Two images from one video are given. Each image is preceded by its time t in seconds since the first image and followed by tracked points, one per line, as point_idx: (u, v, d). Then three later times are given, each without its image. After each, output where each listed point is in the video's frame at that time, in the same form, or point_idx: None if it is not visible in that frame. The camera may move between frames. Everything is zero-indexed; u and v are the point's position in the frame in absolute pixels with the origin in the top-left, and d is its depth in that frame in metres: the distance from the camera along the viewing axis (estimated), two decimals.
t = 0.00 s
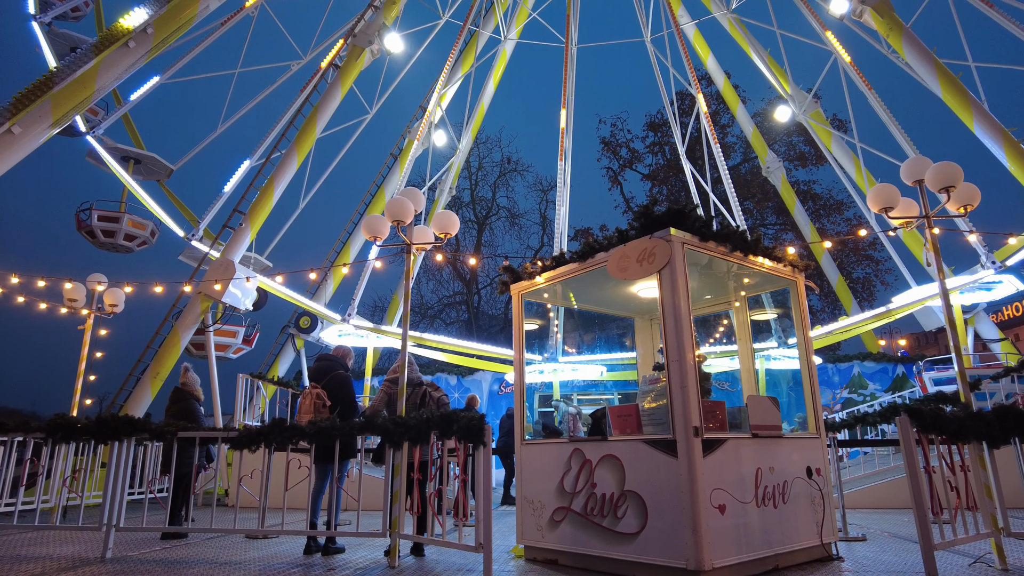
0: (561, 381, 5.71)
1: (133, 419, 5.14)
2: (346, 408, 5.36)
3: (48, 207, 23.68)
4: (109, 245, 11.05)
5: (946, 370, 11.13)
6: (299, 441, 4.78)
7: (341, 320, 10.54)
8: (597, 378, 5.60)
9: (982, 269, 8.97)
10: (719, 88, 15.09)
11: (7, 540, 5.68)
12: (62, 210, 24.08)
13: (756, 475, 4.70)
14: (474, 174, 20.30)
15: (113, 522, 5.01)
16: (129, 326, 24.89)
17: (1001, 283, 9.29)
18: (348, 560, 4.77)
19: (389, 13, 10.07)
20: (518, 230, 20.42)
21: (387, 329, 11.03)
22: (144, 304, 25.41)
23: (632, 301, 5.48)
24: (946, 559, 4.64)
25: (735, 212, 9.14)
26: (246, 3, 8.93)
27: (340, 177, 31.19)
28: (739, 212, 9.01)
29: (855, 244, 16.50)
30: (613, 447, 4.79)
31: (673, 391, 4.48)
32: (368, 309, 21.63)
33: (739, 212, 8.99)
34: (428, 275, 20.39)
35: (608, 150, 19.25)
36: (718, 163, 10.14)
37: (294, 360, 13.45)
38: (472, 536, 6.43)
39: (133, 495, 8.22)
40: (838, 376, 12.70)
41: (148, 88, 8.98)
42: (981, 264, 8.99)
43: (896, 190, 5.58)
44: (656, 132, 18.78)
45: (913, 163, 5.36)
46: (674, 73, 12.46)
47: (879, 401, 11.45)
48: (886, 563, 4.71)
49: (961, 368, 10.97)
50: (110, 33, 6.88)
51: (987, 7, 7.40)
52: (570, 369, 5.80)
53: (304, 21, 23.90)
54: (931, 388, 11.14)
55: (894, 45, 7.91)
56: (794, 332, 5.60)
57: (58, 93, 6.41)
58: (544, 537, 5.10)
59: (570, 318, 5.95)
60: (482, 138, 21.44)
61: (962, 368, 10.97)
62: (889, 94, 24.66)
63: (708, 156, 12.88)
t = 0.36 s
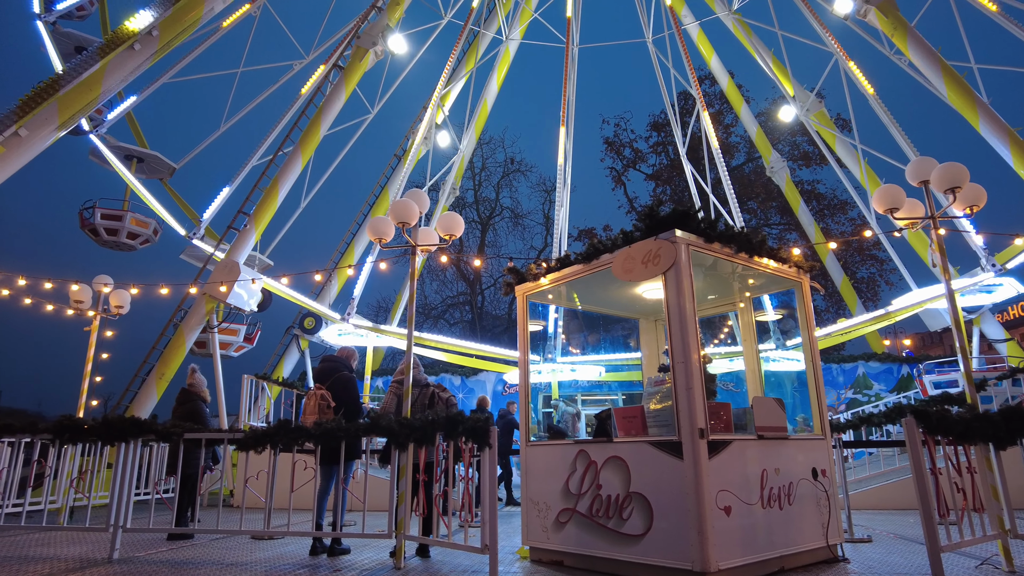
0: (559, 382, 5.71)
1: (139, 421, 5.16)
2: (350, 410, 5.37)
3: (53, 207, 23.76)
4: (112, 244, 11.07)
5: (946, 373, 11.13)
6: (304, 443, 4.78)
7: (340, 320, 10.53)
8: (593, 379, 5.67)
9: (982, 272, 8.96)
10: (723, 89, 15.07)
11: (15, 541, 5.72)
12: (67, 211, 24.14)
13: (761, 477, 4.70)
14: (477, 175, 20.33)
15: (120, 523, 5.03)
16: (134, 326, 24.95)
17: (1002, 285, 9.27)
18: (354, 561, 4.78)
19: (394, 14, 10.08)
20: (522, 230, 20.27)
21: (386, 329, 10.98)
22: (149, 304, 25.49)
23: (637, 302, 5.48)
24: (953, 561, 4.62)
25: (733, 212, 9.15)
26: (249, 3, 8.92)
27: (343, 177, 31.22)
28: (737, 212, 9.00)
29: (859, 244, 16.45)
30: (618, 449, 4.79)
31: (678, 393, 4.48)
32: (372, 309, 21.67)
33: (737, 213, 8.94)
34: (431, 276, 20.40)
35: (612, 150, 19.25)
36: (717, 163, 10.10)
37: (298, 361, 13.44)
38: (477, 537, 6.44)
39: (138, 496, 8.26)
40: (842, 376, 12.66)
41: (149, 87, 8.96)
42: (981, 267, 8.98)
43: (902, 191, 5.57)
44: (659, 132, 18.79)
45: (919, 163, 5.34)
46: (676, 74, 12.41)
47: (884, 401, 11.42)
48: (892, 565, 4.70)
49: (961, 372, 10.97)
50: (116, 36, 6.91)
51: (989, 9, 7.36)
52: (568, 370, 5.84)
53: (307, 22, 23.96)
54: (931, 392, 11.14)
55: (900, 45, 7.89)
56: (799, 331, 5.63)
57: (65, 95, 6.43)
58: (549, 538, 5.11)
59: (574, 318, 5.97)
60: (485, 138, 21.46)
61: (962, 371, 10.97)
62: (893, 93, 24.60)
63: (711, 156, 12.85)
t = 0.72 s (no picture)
0: (562, 384, 5.73)
1: (150, 425, 5.18)
2: (359, 413, 5.37)
3: (62, 211, 23.92)
4: (121, 245, 11.12)
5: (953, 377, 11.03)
6: (314, 446, 4.77)
7: (342, 321, 10.46)
8: (595, 381, 5.66)
9: (990, 275, 8.91)
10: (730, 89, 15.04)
11: (26, 544, 5.75)
12: (77, 214, 24.30)
13: (771, 480, 4.67)
14: (484, 177, 20.34)
15: (131, 525, 5.06)
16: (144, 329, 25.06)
17: (1008, 289, 9.19)
18: (363, 564, 4.78)
19: (401, 17, 10.11)
20: (529, 232, 20.46)
21: (390, 330, 10.99)
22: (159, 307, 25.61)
23: (645, 305, 5.47)
24: (966, 566, 4.59)
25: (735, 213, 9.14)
26: (255, 6, 8.96)
27: (351, 179, 31.32)
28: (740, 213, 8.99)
29: (868, 244, 16.37)
30: (627, 452, 4.78)
31: (688, 396, 4.48)
32: (380, 312, 21.71)
33: (741, 214, 8.93)
34: (439, 278, 20.41)
35: (619, 151, 19.20)
36: (720, 165, 10.08)
37: (307, 364, 13.48)
38: (486, 539, 6.44)
39: (149, 498, 8.30)
40: (852, 378, 12.59)
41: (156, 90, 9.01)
42: (988, 269, 8.93)
43: (912, 192, 5.54)
44: (666, 133, 18.75)
45: (929, 164, 5.32)
46: (681, 76, 12.40)
47: (893, 403, 11.35)
48: (904, 569, 4.67)
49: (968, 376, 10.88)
50: (126, 41, 6.98)
51: (997, 8, 7.31)
52: (571, 372, 5.79)
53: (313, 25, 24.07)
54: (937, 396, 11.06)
55: (908, 44, 7.84)
56: (809, 332, 5.61)
57: (76, 101, 6.50)
58: (558, 541, 5.10)
59: (582, 320, 5.92)
60: (492, 140, 21.48)
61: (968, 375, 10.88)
62: (901, 93, 24.48)
63: (718, 157, 12.81)
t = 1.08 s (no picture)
0: (570, 389, 5.72)
1: (163, 430, 5.21)
2: (372, 418, 5.39)
3: (75, 217, 24.18)
4: (133, 249, 11.19)
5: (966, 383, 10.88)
6: (326, 451, 4.77)
7: (350, 324, 10.52)
8: (603, 386, 5.58)
9: (1002, 278, 8.81)
10: (739, 91, 15.00)
11: (41, 549, 5.79)
12: (90, 220, 24.54)
13: (785, 485, 4.63)
14: (493, 181, 20.34)
15: (145, 531, 5.08)
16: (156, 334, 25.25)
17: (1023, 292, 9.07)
18: (375, 570, 4.78)
19: (410, 23, 10.14)
20: (538, 236, 20.44)
21: (398, 334, 10.99)
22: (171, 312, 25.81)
23: (657, 309, 5.45)
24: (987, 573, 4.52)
25: (743, 216, 9.07)
26: (265, 12, 9.02)
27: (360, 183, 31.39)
28: (746, 215, 8.93)
29: (880, 246, 16.23)
30: (640, 457, 4.76)
31: (701, 401, 4.46)
32: (390, 317, 21.75)
33: (748, 216, 8.89)
34: (449, 282, 20.43)
35: (629, 154, 19.16)
36: (728, 168, 10.01)
37: (318, 368, 13.50)
38: (498, 545, 6.41)
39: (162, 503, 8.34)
40: (866, 381, 12.47)
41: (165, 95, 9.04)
42: (1001, 272, 8.84)
43: (926, 195, 5.52)
44: (676, 136, 18.71)
45: (944, 166, 5.30)
46: (690, 80, 12.33)
47: (907, 407, 11.23)
48: None
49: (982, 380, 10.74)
50: (139, 50, 7.06)
51: (1009, 9, 7.24)
52: (578, 376, 5.78)
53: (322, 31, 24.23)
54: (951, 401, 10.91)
55: (920, 45, 7.79)
56: (823, 335, 5.58)
57: (89, 109, 6.58)
58: (570, 547, 5.08)
59: (593, 324, 5.89)
60: (501, 144, 21.53)
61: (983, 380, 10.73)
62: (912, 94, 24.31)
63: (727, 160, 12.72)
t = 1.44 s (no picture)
0: (580, 395, 5.67)
1: (176, 436, 5.23)
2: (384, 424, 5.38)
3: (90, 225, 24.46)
4: (146, 255, 11.29)
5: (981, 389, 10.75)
6: (338, 458, 4.77)
7: (359, 330, 10.53)
8: (614, 392, 5.63)
9: (1017, 282, 8.70)
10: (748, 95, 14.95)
11: (56, 555, 5.83)
12: (104, 228, 24.80)
13: (800, 491, 4.59)
14: (503, 187, 20.37)
15: (159, 537, 5.10)
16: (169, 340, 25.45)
17: None
18: None
19: (420, 30, 10.18)
20: (548, 241, 20.42)
21: (406, 339, 10.96)
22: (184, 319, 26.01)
23: (669, 314, 5.42)
24: None
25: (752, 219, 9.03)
26: (275, 21, 9.08)
27: (370, 190, 31.52)
28: (756, 219, 8.87)
29: (894, 249, 16.09)
30: (653, 464, 4.73)
31: (714, 407, 4.43)
32: (401, 323, 21.79)
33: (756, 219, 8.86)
34: (459, 288, 20.45)
35: (638, 158, 19.14)
36: (738, 172, 9.93)
37: (329, 375, 13.54)
38: (511, 552, 6.39)
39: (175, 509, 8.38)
40: (880, 387, 12.35)
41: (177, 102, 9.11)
42: (1016, 276, 8.73)
43: (941, 198, 5.46)
44: (686, 140, 18.67)
45: (959, 169, 5.25)
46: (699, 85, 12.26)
47: (923, 412, 11.10)
48: None
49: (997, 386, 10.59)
50: (153, 60, 7.15)
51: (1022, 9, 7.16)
52: (587, 382, 5.73)
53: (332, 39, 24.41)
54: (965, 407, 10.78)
55: (933, 46, 7.72)
56: (836, 340, 5.51)
57: (105, 119, 6.66)
58: (583, 554, 5.05)
59: (604, 330, 5.89)
60: (510, 150, 21.61)
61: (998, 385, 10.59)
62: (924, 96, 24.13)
63: (738, 164, 12.67)
